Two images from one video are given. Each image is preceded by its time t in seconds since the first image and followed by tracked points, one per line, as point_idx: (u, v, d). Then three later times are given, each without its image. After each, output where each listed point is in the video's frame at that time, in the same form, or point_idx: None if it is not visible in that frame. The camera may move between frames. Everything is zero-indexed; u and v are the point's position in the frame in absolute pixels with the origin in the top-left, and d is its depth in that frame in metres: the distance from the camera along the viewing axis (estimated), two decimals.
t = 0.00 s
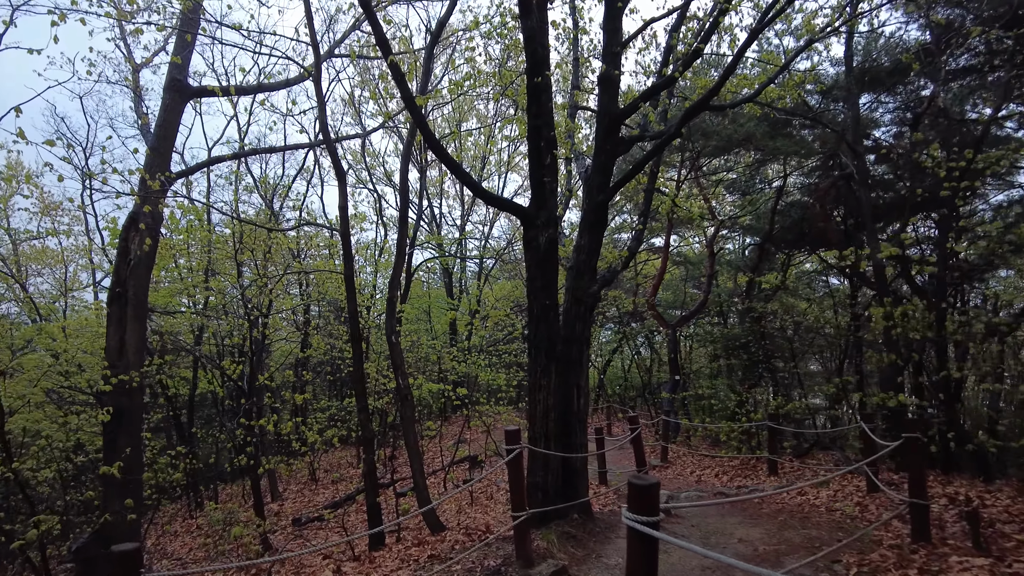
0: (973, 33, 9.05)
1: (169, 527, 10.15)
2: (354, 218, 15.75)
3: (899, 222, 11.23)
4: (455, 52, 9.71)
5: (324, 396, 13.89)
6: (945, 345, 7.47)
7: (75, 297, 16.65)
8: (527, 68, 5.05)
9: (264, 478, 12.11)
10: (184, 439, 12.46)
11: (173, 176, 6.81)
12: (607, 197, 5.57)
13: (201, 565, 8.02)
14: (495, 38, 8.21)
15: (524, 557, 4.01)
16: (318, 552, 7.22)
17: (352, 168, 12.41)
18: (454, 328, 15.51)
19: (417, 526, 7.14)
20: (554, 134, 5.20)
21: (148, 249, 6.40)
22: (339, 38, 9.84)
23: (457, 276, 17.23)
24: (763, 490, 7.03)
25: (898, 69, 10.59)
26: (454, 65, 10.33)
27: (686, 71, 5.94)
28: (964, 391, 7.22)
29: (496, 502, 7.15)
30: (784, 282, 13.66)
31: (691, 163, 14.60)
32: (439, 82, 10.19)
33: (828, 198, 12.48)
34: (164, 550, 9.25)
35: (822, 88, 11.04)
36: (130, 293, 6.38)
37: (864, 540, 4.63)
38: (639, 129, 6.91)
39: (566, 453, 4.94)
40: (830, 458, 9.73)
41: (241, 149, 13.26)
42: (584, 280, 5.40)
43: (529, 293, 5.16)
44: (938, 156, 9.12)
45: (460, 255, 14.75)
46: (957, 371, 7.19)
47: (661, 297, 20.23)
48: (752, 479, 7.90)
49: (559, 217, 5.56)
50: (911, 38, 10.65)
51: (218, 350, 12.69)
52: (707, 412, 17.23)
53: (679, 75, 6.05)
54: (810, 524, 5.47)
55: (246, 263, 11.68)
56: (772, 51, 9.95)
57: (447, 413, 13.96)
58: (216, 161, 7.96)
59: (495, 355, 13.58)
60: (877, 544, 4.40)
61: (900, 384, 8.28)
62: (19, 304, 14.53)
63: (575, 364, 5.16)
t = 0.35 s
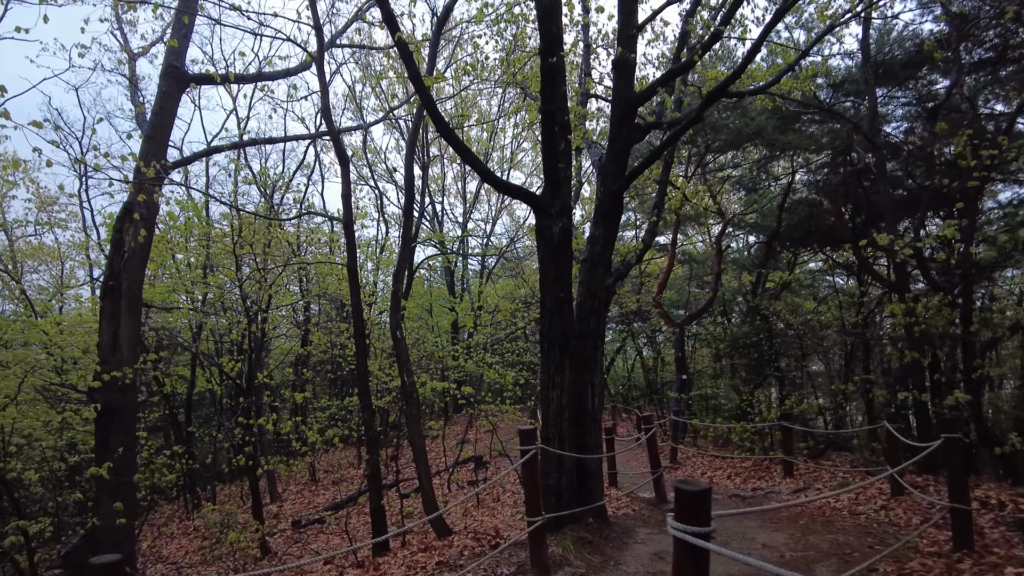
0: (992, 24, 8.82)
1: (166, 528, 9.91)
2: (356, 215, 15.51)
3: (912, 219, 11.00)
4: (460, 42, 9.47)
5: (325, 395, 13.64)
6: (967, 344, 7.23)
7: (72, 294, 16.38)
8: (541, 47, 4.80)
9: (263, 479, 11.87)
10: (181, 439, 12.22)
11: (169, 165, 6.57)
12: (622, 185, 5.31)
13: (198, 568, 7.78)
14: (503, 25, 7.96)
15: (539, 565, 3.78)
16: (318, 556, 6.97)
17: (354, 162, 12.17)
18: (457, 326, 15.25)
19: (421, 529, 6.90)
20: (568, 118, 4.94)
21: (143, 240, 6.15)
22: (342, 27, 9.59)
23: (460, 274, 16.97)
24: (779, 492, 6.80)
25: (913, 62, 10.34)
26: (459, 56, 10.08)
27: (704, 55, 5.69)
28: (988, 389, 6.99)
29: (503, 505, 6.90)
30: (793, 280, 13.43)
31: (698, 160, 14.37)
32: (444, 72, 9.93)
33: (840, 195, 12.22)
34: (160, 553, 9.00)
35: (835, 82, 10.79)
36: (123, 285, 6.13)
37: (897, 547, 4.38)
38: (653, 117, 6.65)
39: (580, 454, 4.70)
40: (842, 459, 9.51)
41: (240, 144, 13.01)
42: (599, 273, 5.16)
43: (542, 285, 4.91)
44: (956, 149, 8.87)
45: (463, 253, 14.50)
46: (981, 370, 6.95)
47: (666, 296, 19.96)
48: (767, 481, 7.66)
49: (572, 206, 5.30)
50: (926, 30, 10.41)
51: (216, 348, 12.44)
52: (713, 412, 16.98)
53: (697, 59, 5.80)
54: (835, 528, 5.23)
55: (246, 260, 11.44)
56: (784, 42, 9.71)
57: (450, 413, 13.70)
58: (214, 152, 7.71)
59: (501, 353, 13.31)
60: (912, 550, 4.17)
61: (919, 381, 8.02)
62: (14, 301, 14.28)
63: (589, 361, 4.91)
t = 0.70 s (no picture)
0: (999, 14, 8.63)
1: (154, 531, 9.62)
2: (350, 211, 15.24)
3: (917, 215, 10.81)
4: (458, 32, 9.23)
5: (319, 395, 13.37)
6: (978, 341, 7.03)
7: (60, 292, 16.05)
8: (547, 26, 4.57)
9: (256, 480, 11.59)
10: (171, 439, 11.92)
11: (155, 153, 6.29)
12: (630, 173, 5.07)
13: (186, 573, 7.51)
14: (504, 12, 7.71)
15: (548, 573, 3.54)
16: (311, 561, 6.72)
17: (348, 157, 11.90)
18: (453, 324, 15.01)
19: (418, 533, 6.66)
20: (575, 101, 4.69)
21: (128, 232, 5.89)
22: (336, 16, 9.32)
23: (456, 272, 16.72)
24: (789, 493, 6.58)
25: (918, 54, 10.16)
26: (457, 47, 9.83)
27: (716, 37, 5.44)
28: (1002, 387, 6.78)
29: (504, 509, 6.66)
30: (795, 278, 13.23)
31: (699, 156, 14.15)
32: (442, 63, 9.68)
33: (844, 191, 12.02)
34: (147, 557, 8.72)
35: (840, 75, 10.58)
36: (107, 279, 5.87)
37: (923, 552, 4.14)
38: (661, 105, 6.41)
39: (587, 454, 4.45)
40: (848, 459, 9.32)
41: (232, 138, 12.73)
42: (607, 265, 4.91)
43: (548, 277, 4.67)
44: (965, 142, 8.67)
45: (460, 250, 14.25)
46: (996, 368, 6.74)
47: (665, 295, 19.75)
48: (775, 482, 7.43)
49: (578, 194, 5.06)
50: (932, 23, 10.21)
51: (207, 346, 12.16)
52: (712, 412, 16.78)
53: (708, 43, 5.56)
54: (852, 531, 5.02)
55: (238, 256, 11.17)
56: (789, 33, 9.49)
57: (446, 413, 13.44)
58: (204, 141, 7.43)
59: (499, 352, 13.07)
60: (939, 555, 3.94)
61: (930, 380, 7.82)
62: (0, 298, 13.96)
63: (597, 357, 4.66)
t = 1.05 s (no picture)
0: (998, 8, 8.49)
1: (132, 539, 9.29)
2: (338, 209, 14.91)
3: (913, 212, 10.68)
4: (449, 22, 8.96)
5: (305, 397, 13.03)
6: (981, 340, 6.87)
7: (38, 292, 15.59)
8: (545, 6, 4.33)
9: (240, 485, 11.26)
10: (152, 443, 11.55)
11: (130, 144, 5.98)
12: (631, 163, 4.84)
13: None
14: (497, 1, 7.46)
15: None
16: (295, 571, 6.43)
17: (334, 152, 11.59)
18: (443, 324, 14.72)
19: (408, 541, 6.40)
20: (574, 87, 4.46)
21: (101, 226, 5.58)
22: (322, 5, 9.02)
23: (446, 270, 16.43)
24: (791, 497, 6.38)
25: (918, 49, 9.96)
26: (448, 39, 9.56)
27: (720, 22, 5.21)
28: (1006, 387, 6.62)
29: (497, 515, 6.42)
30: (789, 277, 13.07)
31: (692, 153, 13.95)
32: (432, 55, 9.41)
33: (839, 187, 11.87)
34: (124, 567, 8.39)
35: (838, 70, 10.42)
36: (79, 276, 5.55)
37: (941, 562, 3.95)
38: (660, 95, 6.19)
39: (588, 459, 4.22)
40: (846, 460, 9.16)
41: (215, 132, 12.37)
42: (607, 260, 4.68)
43: (546, 273, 4.43)
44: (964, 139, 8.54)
45: (449, 248, 13.96)
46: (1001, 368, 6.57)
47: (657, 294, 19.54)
48: (775, 485, 7.24)
49: (576, 186, 4.82)
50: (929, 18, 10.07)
51: (190, 346, 11.80)
52: (705, 412, 16.60)
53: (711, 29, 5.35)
54: (862, 537, 4.83)
55: (220, 254, 10.83)
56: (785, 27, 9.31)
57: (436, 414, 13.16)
58: (183, 133, 7.12)
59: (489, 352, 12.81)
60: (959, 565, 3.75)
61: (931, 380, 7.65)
62: None
63: (597, 356, 4.43)
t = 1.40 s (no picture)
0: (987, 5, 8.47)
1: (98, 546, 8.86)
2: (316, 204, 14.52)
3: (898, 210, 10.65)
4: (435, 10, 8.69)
5: (283, 396, 12.68)
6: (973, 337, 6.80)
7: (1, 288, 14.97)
8: None
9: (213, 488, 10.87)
10: (120, 445, 11.10)
11: (95, 127, 5.63)
12: (628, 148, 4.63)
13: None
14: None
15: None
16: None
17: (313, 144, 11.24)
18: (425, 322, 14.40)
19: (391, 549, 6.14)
20: (570, 68, 4.24)
21: (63, 213, 5.23)
22: None
23: (427, 268, 16.12)
24: (785, 497, 6.25)
25: (904, 47, 9.88)
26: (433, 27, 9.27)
27: (720, 4, 5.01)
28: (999, 384, 6.55)
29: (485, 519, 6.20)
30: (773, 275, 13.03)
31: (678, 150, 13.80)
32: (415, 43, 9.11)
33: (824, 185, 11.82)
34: None
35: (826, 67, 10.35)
36: (37, 266, 5.19)
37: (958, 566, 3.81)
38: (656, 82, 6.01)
39: (583, 459, 4.02)
40: (834, 459, 9.07)
41: (188, 123, 11.93)
42: (603, 252, 4.47)
43: (541, 263, 4.20)
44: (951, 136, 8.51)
45: (432, 245, 13.65)
46: (993, 365, 6.52)
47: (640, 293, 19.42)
48: (766, 484, 7.11)
49: (571, 172, 4.60)
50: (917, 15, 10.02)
51: (161, 344, 11.36)
52: (688, 411, 16.51)
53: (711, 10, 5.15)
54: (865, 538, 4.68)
55: (194, 249, 10.43)
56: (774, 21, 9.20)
57: (417, 414, 12.86)
58: (153, 118, 6.75)
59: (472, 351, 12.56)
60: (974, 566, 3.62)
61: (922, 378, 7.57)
62: None
63: (592, 350, 4.22)
